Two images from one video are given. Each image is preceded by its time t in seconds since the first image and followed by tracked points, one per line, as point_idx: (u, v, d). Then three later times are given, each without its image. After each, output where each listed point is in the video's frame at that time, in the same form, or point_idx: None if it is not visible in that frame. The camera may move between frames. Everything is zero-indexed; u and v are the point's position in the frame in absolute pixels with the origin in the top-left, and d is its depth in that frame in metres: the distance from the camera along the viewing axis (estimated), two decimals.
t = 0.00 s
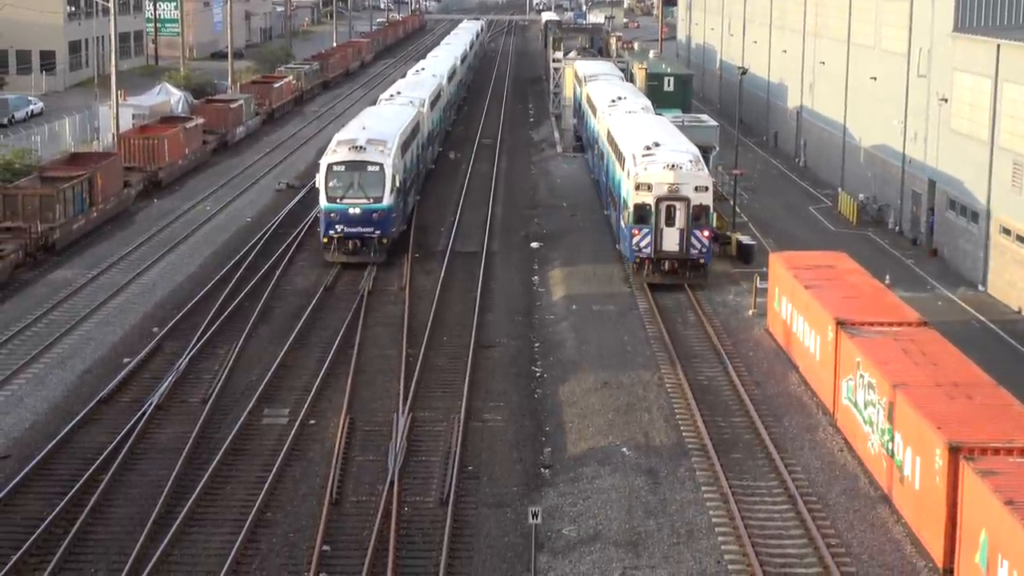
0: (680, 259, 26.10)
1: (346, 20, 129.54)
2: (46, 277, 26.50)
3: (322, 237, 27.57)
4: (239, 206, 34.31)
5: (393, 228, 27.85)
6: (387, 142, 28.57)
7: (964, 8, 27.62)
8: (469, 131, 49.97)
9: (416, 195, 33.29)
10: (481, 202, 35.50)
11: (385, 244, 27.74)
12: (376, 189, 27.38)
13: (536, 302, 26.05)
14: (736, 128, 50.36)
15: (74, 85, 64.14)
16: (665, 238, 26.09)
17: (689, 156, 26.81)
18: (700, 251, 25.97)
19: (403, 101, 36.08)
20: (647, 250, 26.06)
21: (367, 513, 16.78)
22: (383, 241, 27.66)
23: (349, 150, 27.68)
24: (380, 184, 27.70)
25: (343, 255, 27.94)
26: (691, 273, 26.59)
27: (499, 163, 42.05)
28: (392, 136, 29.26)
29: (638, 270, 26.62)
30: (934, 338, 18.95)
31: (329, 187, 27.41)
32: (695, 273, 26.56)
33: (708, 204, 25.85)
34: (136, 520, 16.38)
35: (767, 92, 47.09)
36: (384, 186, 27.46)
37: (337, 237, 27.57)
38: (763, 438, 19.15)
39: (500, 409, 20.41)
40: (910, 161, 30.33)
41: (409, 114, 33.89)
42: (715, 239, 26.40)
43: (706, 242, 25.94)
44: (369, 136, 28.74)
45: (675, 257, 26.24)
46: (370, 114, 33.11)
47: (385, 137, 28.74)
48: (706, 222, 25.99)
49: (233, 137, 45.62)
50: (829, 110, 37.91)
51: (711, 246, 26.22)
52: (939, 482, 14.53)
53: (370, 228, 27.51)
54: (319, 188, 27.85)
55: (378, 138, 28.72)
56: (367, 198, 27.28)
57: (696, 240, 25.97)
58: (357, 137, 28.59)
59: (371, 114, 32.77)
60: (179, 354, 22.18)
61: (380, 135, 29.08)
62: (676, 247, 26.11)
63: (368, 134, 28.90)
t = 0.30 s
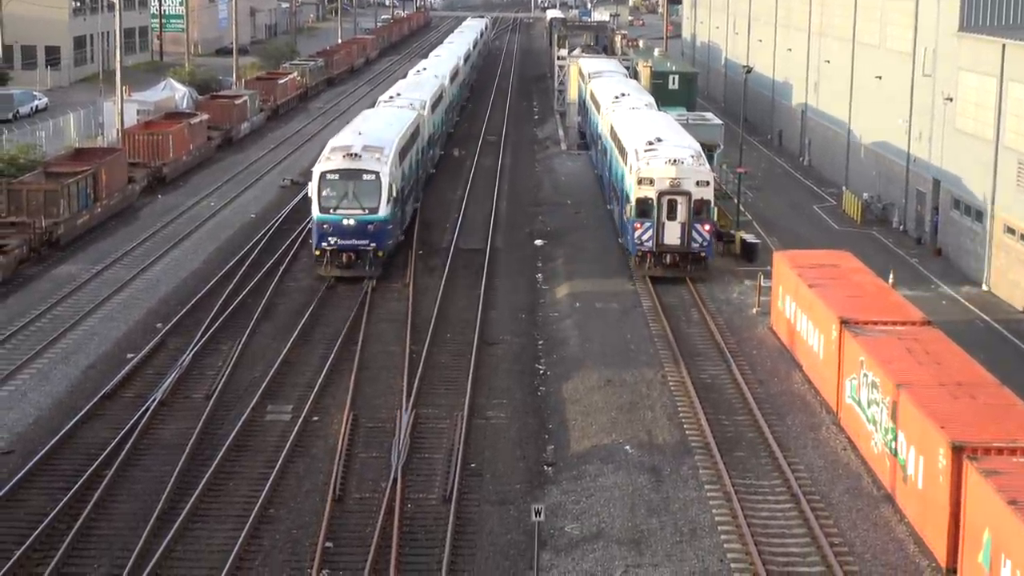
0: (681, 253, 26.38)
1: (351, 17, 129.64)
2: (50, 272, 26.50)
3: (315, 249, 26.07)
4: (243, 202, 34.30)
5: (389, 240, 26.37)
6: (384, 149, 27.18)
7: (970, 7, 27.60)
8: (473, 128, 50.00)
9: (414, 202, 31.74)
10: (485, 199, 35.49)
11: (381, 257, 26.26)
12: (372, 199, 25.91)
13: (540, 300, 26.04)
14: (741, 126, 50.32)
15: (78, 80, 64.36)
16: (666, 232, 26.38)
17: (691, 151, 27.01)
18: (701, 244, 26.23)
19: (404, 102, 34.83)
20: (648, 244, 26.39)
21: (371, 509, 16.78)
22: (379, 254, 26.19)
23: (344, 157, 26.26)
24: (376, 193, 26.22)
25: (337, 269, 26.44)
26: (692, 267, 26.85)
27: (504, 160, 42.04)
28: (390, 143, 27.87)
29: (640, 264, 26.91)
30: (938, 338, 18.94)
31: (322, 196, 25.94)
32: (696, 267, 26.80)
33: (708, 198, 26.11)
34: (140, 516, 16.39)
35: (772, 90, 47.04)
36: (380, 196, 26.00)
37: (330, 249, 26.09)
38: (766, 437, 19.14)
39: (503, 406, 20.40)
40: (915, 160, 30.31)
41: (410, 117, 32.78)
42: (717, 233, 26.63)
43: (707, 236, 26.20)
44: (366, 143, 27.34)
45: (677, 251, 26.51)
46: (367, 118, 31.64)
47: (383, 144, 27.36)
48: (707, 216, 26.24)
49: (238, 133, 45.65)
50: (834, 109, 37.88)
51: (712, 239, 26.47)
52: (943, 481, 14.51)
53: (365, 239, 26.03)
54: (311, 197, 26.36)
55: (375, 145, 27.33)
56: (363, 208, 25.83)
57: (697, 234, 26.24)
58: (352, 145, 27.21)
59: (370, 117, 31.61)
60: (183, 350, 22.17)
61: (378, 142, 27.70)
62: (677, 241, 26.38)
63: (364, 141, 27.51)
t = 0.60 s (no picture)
0: (691, 247, 26.72)
1: (363, 16, 129.90)
2: (62, 269, 26.55)
3: (315, 262, 24.97)
4: (255, 200, 34.34)
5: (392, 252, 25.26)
6: (389, 156, 25.98)
7: (982, 5, 27.56)
8: (485, 126, 50.07)
9: (422, 211, 30.43)
10: (497, 197, 35.52)
11: (384, 270, 25.19)
12: (375, 210, 24.78)
13: (552, 299, 26.04)
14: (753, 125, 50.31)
15: (91, 78, 64.91)
16: (676, 226, 26.68)
17: (701, 147, 27.15)
18: (711, 239, 26.60)
19: (411, 105, 33.59)
20: (659, 238, 26.70)
21: (383, 507, 16.79)
22: (382, 267, 25.09)
23: (346, 166, 25.07)
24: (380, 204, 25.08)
25: (339, 282, 25.35)
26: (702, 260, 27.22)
27: (516, 159, 42.07)
28: (395, 150, 26.67)
29: (650, 257, 27.25)
30: (951, 337, 18.90)
31: (323, 207, 24.81)
32: (706, 260, 27.13)
33: (718, 194, 26.38)
34: (152, 512, 16.39)
35: (784, 89, 47.00)
36: (383, 207, 24.88)
37: (331, 262, 24.99)
38: (779, 436, 19.12)
39: (515, 405, 20.41)
40: (927, 158, 30.29)
41: (417, 121, 31.44)
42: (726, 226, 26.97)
43: (716, 231, 26.55)
44: (369, 149, 26.11)
45: (687, 245, 26.84)
46: (373, 123, 30.39)
47: (388, 151, 26.16)
48: (717, 211, 26.56)
49: (250, 131, 45.69)
50: (847, 108, 37.85)
51: (721, 233, 26.81)
52: (955, 481, 14.48)
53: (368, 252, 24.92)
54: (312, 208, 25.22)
55: (379, 152, 26.13)
56: (366, 220, 24.71)
57: (707, 229, 26.60)
58: (356, 151, 26.00)
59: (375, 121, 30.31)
60: (196, 348, 22.18)
61: (382, 148, 26.48)
62: (687, 235, 26.71)
63: (368, 147, 26.27)
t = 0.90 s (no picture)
0: (709, 242, 26.97)
1: (382, 14, 130.11)
2: (84, 268, 26.65)
3: (323, 278, 23.87)
4: (275, 198, 34.42)
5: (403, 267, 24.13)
6: (400, 165, 24.85)
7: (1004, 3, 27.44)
8: (505, 125, 50.12)
9: (434, 220, 29.26)
10: (518, 195, 35.54)
11: (395, 286, 24.10)
12: (384, 223, 23.65)
13: (572, 297, 26.01)
14: (774, 123, 50.22)
15: (112, 77, 65.43)
16: (694, 221, 26.94)
17: (719, 143, 27.44)
18: (728, 234, 26.85)
19: (426, 109, 32.47)
20: (677, 233, 26.97)
21: (403, 506, 16.78)
22: (393, 283, 23.98)
23: (355, 176, 23.93)
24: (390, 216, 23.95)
25: (348, 299, 24.22)
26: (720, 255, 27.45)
27: (535, 157, 42.11)
28: (408, 158, 25.51)
29: (669, 252, 27.49)
30: (972, 336, 18.82)
31: (331, 220, 23.69)
32: (723, 255, 27.37)
33: (735, 189, 26.69)
34: (173, 510, 16.42)
35: (805, 88, 46.90)
36: (394, 220, 23.75)
37: (340, 279, 23.87)
38: (800, 434, 19.06)
39: (536, 403, 20.40)
40: (949, 157, 30.21)
41: (432, 126, 30.19)
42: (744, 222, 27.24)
43: (734, 226, 26.82)
44: (380, 157, 24.98)
45: (705, 240, 27.10)
46: (385, 128, 29.22)
47: (399, 161, 25.02)
48: (735, 206, 26.84)
49: (270, 130, 45.74)
50: (868, 107, 37.75)
51: (739, 229, 27.08)
52: (977, 480, 14.42)
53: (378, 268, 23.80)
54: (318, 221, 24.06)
55: (390, 161, 24.98)
56: (375, 233, 23.60)
57: (725, 224, 26.85)
58: (365, 160, 24.86)
59: (389, 127, 29.14)
60: (216, 346, 22.21)
61: (393, 157, 25.33)
62: (706, 230, 26.97)
63: (378, 156, 25.14)
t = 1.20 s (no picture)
0: (730, 237, 27.46)
1: (404, 15, 130.27)
2: (108, 268, 26.74)
3: (333, 297, 22.50)
4: (297, 198, 34.49)
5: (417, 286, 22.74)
6: (415, 177, 23.52)
7: None
8: (528, 124, 50.15)
9: (451, 231, 27.90)
10: (541, 195, 35.54)
11: (409, 305, 22.71)
12: (398, 238, 22.27)
13: (595, 297, 25.99)
14: (797, 122, 50.10)
15: (136, 77, 65.85)
16: (716, 217, 27.48)
17: (740, 139, 27.99)
18: (750, 229, 27.34)
19: (444, 114, 31.15)
20: (699, 228, 27.50)
21: (426, 505, 16.79)
22: (406, 302, 22.60)
23: (367, 189, 22.58)
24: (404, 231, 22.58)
25: (360, 320, 22.82)
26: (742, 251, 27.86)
27: (558, 156, 42.12)
28: (423, 168, 24.17)
29: (691, 247, 27.97)
30: (997, 335, 18.73)
31: (341, 235, 22.33)
32: (745, 250, 27.79)
33: (756, 184, 27.24)
34: (197, 510, 16.44)
35: (829, 86, 46.78)
36: (408, 235, 22.39)
37: (350, 298, 22.49)
38: (824, 434, 19.01)
39: (559, 402, 20.39)
40: (974, 155, 30.12)
41: (449, 133, 28.78)
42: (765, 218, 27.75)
43: (755, 221, 27.34)
44: (393, 168, 23.64)
45: (726, 235, 27.58)
46: (400, 135, 27.92)
47: (414, 172, 23.68)
48: (755, 202, 27.39)
49: (293, 130, 45.85)
50: (891, 105, 37.66)
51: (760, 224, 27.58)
52: (1002, 479, 14.34)
53: (391, 286, 22.42)
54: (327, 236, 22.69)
55: (404, 172, 23.67)
56: (388, 248, 22.24)
57: (746, 219, 27.36)
58: (378, 171, 23.54)
59: (404, 134, 27.78)
60: (240, 346, 22.26)
61: (408, 167, 24.02)
62: (727, 226, 27.48)
63: (392, 167, 23.84)
